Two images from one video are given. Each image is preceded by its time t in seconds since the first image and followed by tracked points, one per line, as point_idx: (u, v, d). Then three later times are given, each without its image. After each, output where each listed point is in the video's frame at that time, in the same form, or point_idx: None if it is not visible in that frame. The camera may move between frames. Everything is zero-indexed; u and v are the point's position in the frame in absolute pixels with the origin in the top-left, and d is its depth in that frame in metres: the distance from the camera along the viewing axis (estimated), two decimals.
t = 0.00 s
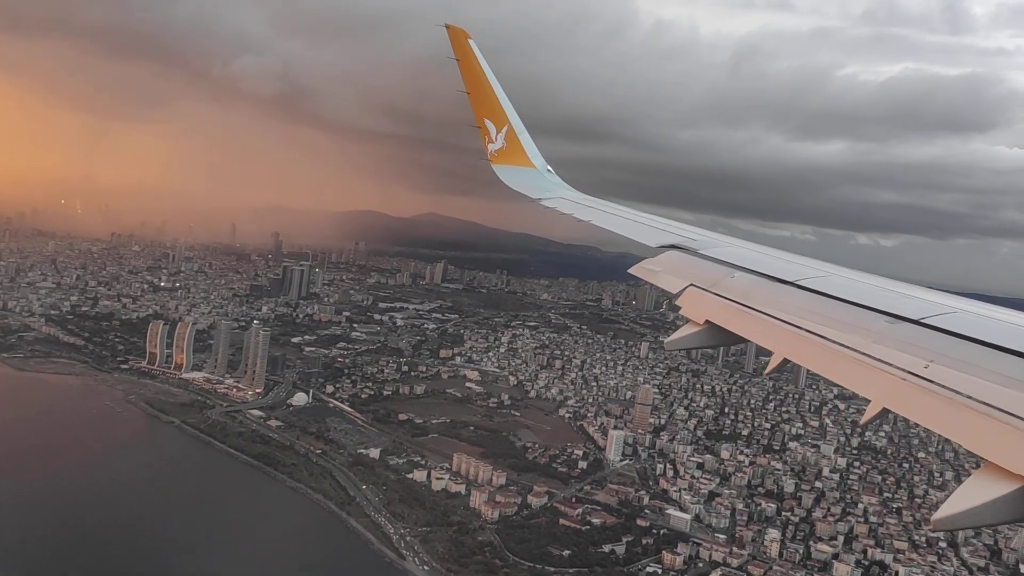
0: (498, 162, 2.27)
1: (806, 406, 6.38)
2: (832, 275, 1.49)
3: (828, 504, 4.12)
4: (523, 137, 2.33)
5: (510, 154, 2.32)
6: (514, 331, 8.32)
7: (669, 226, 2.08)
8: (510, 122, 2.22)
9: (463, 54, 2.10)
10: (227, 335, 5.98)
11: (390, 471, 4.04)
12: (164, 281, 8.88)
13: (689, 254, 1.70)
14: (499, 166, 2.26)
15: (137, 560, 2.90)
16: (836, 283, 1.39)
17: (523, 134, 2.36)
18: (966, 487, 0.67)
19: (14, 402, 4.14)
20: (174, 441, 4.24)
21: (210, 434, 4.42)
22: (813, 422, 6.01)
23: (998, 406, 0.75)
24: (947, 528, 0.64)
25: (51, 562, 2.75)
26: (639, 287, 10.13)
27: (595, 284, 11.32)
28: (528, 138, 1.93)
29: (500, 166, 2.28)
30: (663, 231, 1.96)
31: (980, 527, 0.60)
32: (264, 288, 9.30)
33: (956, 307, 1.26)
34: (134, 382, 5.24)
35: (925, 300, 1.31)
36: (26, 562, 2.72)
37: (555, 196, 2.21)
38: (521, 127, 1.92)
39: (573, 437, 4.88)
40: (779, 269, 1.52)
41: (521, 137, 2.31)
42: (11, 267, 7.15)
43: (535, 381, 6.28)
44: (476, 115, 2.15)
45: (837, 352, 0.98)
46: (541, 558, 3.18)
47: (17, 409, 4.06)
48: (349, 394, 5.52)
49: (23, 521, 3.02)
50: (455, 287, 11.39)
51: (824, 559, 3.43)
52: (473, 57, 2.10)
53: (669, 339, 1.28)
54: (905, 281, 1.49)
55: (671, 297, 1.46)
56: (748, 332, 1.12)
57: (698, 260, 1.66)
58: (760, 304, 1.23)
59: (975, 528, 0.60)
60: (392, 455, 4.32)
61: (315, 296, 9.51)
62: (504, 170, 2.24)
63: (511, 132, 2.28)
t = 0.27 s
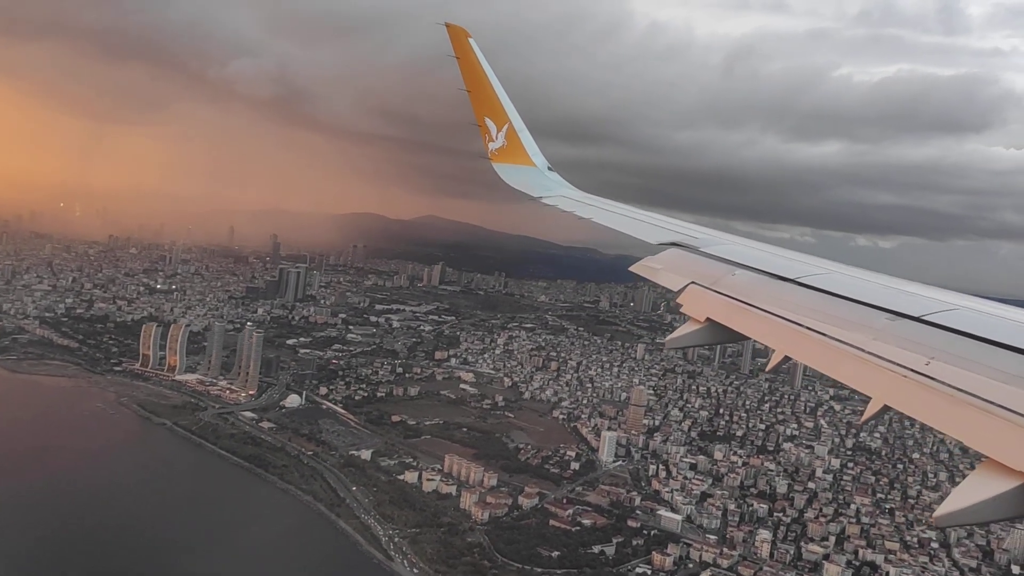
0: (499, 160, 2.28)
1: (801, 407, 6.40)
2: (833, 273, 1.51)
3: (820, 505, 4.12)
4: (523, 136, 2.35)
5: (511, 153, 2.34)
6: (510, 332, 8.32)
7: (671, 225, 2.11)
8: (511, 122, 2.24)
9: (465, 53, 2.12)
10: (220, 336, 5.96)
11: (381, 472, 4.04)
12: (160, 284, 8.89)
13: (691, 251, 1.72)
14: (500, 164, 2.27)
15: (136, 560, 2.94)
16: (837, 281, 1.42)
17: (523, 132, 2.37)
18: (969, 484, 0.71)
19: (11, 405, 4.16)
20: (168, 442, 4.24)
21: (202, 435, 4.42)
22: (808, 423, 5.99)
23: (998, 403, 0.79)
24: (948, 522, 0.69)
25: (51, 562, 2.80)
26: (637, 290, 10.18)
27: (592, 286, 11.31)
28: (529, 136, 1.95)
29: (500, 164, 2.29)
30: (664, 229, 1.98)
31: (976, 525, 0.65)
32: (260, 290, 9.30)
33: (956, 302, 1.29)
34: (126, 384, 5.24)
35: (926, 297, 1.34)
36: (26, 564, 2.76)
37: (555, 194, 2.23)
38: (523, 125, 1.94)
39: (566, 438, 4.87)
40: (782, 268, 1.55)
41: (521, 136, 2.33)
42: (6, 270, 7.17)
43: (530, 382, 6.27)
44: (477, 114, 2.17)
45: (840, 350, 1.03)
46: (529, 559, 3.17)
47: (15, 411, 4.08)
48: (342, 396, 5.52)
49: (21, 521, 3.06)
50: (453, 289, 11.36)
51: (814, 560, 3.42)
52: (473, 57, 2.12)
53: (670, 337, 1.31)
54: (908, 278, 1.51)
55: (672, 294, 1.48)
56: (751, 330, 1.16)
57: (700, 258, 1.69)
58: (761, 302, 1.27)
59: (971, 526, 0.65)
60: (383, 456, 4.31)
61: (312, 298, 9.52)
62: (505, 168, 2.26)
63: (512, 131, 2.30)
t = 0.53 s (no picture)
0: (498, 158, 2.30)
1: (794, 410, 6.40)
2: (831, 271, 1.52)
3: (809, 506, 4.11)
4: (522, 134, 2.36)
5: (510, 152, 2.36)
6: (503, 334, 8.31)
7: (670, 223, 2.12)
8: (510, 120, 2.26)
9: (463, 53, 2.14)
10: (211, 338, 5.94)
11: (370, 473, 4.03)
12: (154, 285, 8.87)
13: (689, 249, 1.74)
14: (498, 162, 2.28)
15: (135, 560, 2.95)
16: (837, 280, 1.42)
17: (522, 131, 2.39)
18: (967, 482, 0.72)
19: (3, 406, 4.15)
20: (158, 443, 4.24)
21: (190, 437, 4.40)
22: (800, 425, 5.98)
23: (995, 402, 0.81)
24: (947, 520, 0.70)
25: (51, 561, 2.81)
26: (632, 291, 10.20)
27: (588, 288, 11.31)
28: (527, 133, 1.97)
29: (498, 162, 2.31)
30: (662, 227, 1.99)
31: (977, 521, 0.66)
32: (254, 292, 9.29)
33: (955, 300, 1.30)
34: (116, 386, 5.22)
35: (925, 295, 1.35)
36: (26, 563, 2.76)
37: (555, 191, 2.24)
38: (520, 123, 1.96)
39: (557, 439, 4.86)
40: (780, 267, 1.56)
41: (520, 134, 2.35)
42: None
43: (522, 383, 6.26)
44: (476, 113, 2.20)
45: (839, 349, 1.04)
46: (515, 560, 3.16)
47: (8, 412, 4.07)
48: (333, 397, 5.50)
49: (20, 522, 3.06)
50: (448, 291, 11.34)
51: (802, 561, 3.41)
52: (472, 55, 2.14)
53: (668, 335, 1.30)
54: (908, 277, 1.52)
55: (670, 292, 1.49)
56: (749, 329, 1.18)
57: (698, 256, 1.70)
58: (758, 301, 1.28)
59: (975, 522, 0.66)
60: (372, 457, 4.29)
61: (306, 300, 9.50)
62: (502, 166, 2.27)
63: (511, 129, 2.32)
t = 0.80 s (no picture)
0: (493, 159, 2.32)
1: (784, 410, 6.42)
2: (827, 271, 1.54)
3: (797, 506, 4.11)
4: (518, 135, 2.39)
5: (506, 152, 2.38)
6: (496, 335, 8.30)
7: (667, 224, 2.14)
8: (505, 121, 2.29)
9: (460, 54, 2.17)
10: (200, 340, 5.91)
11: (356, 475, 4.01)
12: (145, 288, 8.84)
13: (685, 250, 1.76)
14: (494, 162, 2.30)
15: (131, 561, 2.96)
16: (832, 279, 1.44)
17: (518, 132, 2.42)
18: (962, 481, 0.74)
19: None
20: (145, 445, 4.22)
21: (176, 438, 4.38)
22: (790, 425, 5.99)
23: (989, 401, 0.82)
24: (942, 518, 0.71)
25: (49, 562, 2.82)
26: (625, 293, 10.21)
27: (581, 289, 11.30)
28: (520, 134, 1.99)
29: (494, 163, 2.33)
30: (658, 227, 2.01)
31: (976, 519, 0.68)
32: (246, 294, 9.27)
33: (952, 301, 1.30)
34: (104, 388, 5.19)
35: (919, 294, 1.36)
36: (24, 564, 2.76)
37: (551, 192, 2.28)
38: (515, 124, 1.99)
39: (546, 440, 4.86)
40: (775, 266, 1.58)
41: (516, 135, 2.38)
42: None
43: (512, 384, 6.25)
44: (472, 113, 2.23)
45: (836, 349, 1.06)
46: (500, 561, 3.15)
47: None
48: (322, 398, 5.48)
49: (16, 524, 3.07)
50: (442, 293, 11.32)
51: (788, 560, 3.41)
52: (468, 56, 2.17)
53: (664, 335, 1.34)
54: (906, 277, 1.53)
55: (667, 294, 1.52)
56: (747, 328, 1.20)
57: (693, 256, 1.73)
58: (755, 301, 1.30)
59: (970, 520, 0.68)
60: (359, 458, 4.28)
61: (297, 302, 9.48)
62: (498, 166, 2.29)
63: (506, 130, 2.35)
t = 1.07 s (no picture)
0: (491, 163, 2.32)
1: (777, 412, 6.42)
2: (824, 275, 1.55)
3: (786, 507, 4.10)
4: (515, 140, 2.40)
5: (503, 157, 2.38)
6: (489, 337, 8.30)
7: (662, 227, 2.15)
8: (503, 125, 2.30)
9: (457, 59, 2.15)
10: (191, 343, 5.90)
11: (345, 476, 4.00)
12: (139, 290, 8.82)
13: (682, 255, 1.77)
14: (492, 167, 2.31)
15: (130, 559, 3.02)
16: (831, 284, 1.46)
17: (515, 137, 2.42)
18: (960, 484, 0.74)
19: None
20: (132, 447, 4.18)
21: (165, 440, 4.36)
22: (782, 426, 6.00)
23: (985, 402, 0.82)
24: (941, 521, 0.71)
25: (44, 562, 2.87)
26: (621, 296, 10.24)
27: (576, 291, 11.32)
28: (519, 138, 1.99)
29: (491, 168, 2.34)
30: (655, 231, 2.02)
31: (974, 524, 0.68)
32: (240, 296, 9.25)
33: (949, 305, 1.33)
34: (94, 390, 5.17)
35: (915, 299, 1.37)
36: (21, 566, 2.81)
37: (548, 196, 2.26)
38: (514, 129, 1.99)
39: (537, 442, 4.85)
40: (772, 270, 1.59)
41: (513, 139, 2.38)
42: None
43: (505, 386, 6.25)
44: (469, 119, 2.22)
45: (833, 353, 1.06)
46: (485, 562, 3.15)
47: None
48: (313, 400, 5.46)
49: (12, 526, 3.10)
50: (437, 295, 11.32)
51: (775, 562, 3.41)
52: (466, 61, 2.16)
53: (662, 338, 1.37)
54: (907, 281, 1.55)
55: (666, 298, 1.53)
56: (744, 333, 1.20)
57: (690, 260, 1.74)
58: (752, 305, 1.31)
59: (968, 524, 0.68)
60: (348, 460, 4.26)
61: (291, 304, 9.47)
62: (495, 172, 2.30)
63: (504, 135, 2.35)
